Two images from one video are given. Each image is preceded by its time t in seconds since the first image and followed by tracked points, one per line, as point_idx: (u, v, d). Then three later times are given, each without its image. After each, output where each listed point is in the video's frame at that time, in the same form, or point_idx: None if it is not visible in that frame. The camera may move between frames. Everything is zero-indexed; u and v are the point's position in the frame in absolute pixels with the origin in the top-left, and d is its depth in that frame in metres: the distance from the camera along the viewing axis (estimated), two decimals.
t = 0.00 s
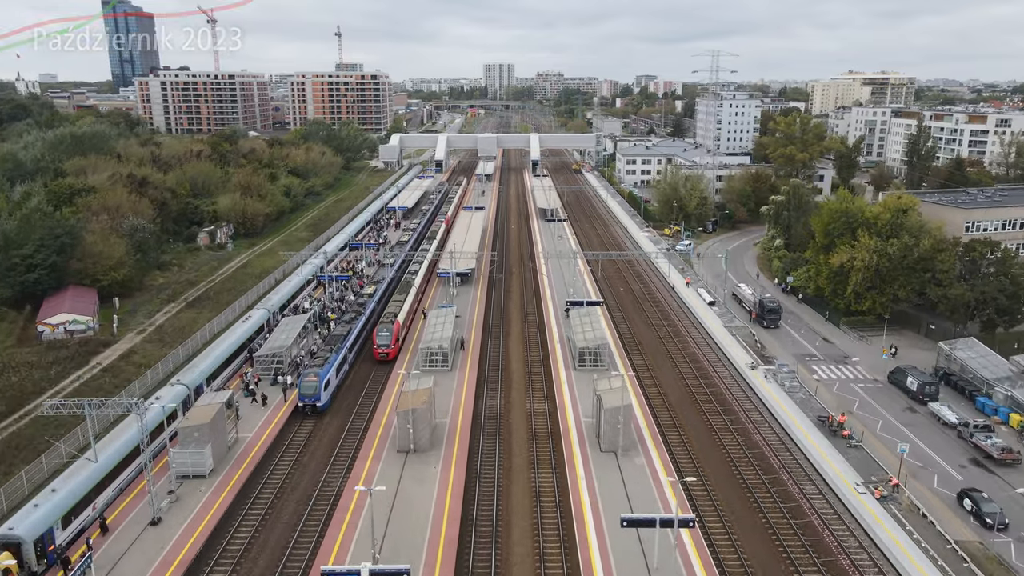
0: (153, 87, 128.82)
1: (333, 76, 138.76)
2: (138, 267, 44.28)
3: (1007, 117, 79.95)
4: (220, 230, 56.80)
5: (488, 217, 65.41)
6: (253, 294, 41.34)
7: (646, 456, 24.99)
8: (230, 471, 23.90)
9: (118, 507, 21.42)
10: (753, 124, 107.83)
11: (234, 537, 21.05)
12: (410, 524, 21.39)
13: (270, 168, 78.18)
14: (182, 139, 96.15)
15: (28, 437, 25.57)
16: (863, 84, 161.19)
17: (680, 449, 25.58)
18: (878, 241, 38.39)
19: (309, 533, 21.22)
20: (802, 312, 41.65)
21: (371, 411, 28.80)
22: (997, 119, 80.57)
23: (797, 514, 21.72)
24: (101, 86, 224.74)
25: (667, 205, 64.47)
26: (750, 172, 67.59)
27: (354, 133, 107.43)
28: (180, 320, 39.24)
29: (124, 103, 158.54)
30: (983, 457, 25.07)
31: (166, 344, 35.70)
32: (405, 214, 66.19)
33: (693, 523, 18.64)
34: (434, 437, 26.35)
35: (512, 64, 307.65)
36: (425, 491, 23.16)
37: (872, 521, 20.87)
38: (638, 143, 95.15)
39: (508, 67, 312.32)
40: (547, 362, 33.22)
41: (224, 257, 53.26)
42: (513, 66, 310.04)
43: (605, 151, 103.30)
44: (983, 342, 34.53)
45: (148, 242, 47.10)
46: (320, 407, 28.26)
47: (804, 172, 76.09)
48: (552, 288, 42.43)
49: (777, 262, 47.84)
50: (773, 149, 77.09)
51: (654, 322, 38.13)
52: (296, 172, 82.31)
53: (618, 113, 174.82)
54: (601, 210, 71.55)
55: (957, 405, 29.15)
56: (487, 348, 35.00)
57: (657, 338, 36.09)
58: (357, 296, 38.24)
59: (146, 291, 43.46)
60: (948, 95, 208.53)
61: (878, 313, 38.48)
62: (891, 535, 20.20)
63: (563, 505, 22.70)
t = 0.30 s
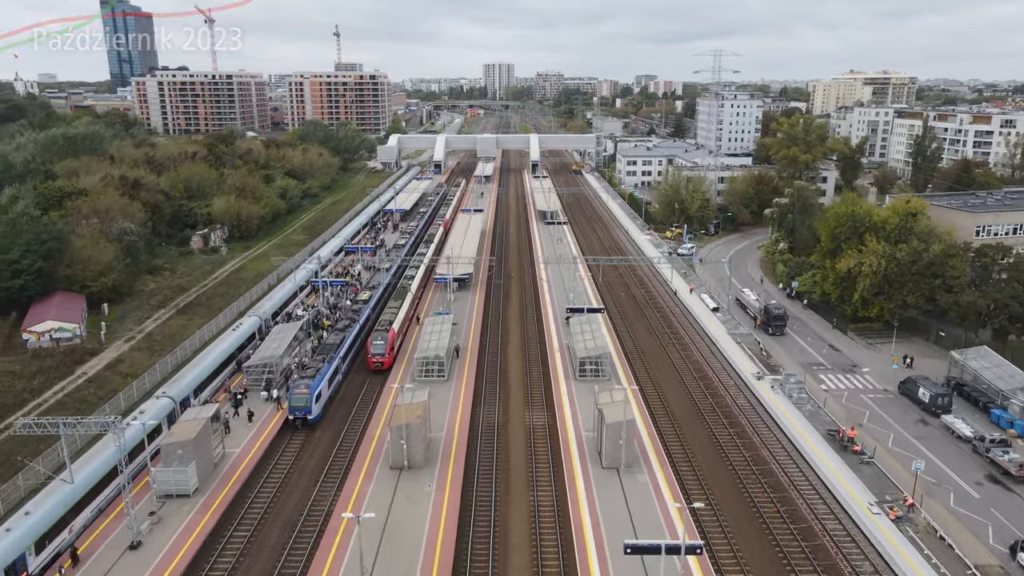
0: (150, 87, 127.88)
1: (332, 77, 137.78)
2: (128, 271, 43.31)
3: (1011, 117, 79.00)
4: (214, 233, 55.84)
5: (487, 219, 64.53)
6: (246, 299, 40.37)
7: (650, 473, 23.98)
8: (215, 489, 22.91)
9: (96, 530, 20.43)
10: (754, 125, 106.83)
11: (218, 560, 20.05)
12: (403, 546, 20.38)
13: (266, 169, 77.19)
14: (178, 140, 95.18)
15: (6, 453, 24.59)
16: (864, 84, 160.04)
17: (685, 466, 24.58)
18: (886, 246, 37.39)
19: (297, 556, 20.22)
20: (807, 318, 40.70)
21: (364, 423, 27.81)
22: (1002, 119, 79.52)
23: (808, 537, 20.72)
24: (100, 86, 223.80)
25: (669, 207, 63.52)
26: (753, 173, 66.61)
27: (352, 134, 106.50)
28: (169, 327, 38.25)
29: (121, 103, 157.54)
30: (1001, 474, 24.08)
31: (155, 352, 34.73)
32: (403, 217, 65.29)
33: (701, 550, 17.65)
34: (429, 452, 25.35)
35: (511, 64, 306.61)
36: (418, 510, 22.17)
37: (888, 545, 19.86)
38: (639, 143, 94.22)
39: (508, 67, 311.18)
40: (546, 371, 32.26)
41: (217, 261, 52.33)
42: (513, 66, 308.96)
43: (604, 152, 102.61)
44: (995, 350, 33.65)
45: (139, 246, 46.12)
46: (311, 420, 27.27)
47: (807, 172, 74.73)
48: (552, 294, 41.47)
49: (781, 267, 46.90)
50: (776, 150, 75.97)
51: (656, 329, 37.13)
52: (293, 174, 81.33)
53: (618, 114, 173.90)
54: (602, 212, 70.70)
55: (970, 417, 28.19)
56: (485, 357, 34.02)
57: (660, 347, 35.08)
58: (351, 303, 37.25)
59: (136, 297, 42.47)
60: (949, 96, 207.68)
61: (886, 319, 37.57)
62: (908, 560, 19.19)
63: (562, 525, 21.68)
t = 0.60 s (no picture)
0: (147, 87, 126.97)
1: (330, 77, 136.86)
2: (119, 276, 42.35)
3: (1017, 117, 78.13)
4: (208, 236, 54.91)
5: (486, 221, 63.56)
6: (238, 305, 39.41)
7: (654, 490, 23.00)
8: (201, 507, 21.93)
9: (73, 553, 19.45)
10: (756, 125, 105.80)
11: None
12: (395, 568, 19.39)
13: (262, 171, 76.30)
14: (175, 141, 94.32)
15: None
16: (866, 84, 159.19)
17: (691, 483, 23.59)
18: (895, 250, 36.41)
19: None
20: (814, 324, 39.75)
21: (357, 436, 26.85)
22: (1007, 120, 78.67)
23: (821, 560, 19.74)
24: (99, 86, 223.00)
25: (671, 209, 62.58)
26: (755, 175, 65.59)
27: (350, 135, 105.52)
28: (159, 333, 37.33)
29: (119, 104, 156.57)
30: (1020, 490, 23.09)
31: (143, 360, 33.79)
32: (401, 219, 64.43)
33: None
34: (425, 467, 24.36)
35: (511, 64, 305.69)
36: (412, 529, 21.16)
37: (906, 569, 18.87)
38: (640, 144, 93.20)
39: (508, 67, 310.27)
40: (546, 381, 31.31)
41: (211, 264, 51.43)
42: (513, 66, 308.10)
43: (604, 152, 101.95)
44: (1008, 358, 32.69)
45: (131, 250, 45.20)
46: (302, 433, 26.31)
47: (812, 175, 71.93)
48: (552, 299, 40.54)
49: (786, 271, 45.99)
50: (779, 151, 74.90)
51: (659, 337, 36.14)
52: (290, 175, 80.43)
53: (619, 114, 173.17)
54: (602, 214, 69.85)
55: (985, 429, 27.23)
56: (483, 365, 33.05)
57: (663, 355, 34.11)
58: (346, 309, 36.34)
59: (126, 302, 41.53)
60: (950, 95, 206.82)
61: (894, 325, 36.65)
62: None
63: (563, 545, 20.67)
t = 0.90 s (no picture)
0: (145, 88, 125.89)
1: (329, 78, 135.83)
2: (108, 281, 41.32)
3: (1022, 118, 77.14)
4: (202, 239, 53.89)
5: (485, 224, 62.54)
6: (230, 312, 38.39)
7: (659, 509, 21.97)
8: (184, 528, 20.84)
9: None
10: (758, 125, 104.71)
11: None
12: None
13: (259, 173, 75.31)
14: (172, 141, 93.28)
15: None
16: (867, 85, 158.26)
17: (698, 501, 22.56)
18: (905, 255, 35.43)
19: None
20: (821, 330, 38.76)
21: (350, 451, 25.80)
22: (1012, 120, 77.68)
23: None
24: (98, 87, 221.88)
25: (673, 212, 61.59)
26: (758, 176, 64.58)
27: (348, 136, 104.44)
28: (149, 340, 36.32)
29: (117, 104, 155.49)
30: None
31: (132, 369, 32.80)
32: (399, 221, 63.49)
33: None
34: (420, 484, 23.33)
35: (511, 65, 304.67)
36: (406, 551, 20.11)
37: None
38: (641, 145, 92.10)
39: (507, 67, 309.23)
40: (546, 392, 30.28)
41: (205, 268, 50.46)
42: (513, 66, 307.11)
43: (604, 153, 101.04)
44: (1022, 366, 31.71)
45: (121, 254, 44.18)
46: (293, 447, 25.30)
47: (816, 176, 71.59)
48: (552, 305, 39.59)
49: (791, 275, 45.02)
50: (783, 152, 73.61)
51: (663, 344, 35.12)
52: (287, 177, 79.43)
53: (619, 115, 172.21)
54: (603, 216, 68.92)
55: (1002, 443, 26.20)
56: (482, 375, 32.03)
57: (667, 364, 33.08)
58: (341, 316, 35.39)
59: (116, 308, 40.52)
60: (951, 96, 205.96)
61: (904, 332, 35.68)
62: None
63: (564, 568, 19.65)
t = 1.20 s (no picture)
0: (142, 88, 124.78)
1: (328, 78, 134.73)
2: (98, 286, 40.27)
3: None
4: (196, 242, 52.85)
5: (485, 226, 61.53)
6: (222, 318, 37.34)
7: (666, 530, 20.91)
8: (165, 552, 19.76)
9: None
10: (761, 126, 103.74)
11: None
12: None
13: (255, 174, 74.31)
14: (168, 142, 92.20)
15: None
16: (869, 85, 157.22)
17: (706, 522, 21.50)
18: (916, 260, 34.42)
19: None
20: (829, 337, 37.73)
21: (342, 466, 24.80)
22: (1019, 121, 76.61)
23: None
24: (96, 87, 220.68)
25: (676, 214, 60.56)
26: (762, 178, 63.60)
27: (346, 136, 103.36)
28: (138, 348, 35.28)
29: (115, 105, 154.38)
30: None
31: (119, 378, 31.76)
32: (397, 224, 62.55)
33: None
34: (415, 503, 22.29)
35: (512, 65, 303.58)
36: None
37: None
38: (642, 146, 91.01)
39: (508, 67, 308.06)
40: (547, 404, 29.30)
41: (198, 272, 49.43)
42: (513, 67, 306.06)
43: (606, 154, 100.03)
44: None
45: (112, 258, 43.12)
46: (283, 462, 24.26)
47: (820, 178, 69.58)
48: (553, 312, 38.63)
49: (797, 280, 44.02)
50: (786, 154, 72.22)
51: (668, 354, 34.09)
52: (284, 178, 78.39)
53: (620, 116, 171.12)
54: (605, 218, 67.91)
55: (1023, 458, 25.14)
56: (481, 386, 31.01)
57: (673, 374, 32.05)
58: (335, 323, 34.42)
59: (106, 314, 39.47)
60: (953, 96, 204.93)
61: (914, 339, 34.68)
62: None
63: None
